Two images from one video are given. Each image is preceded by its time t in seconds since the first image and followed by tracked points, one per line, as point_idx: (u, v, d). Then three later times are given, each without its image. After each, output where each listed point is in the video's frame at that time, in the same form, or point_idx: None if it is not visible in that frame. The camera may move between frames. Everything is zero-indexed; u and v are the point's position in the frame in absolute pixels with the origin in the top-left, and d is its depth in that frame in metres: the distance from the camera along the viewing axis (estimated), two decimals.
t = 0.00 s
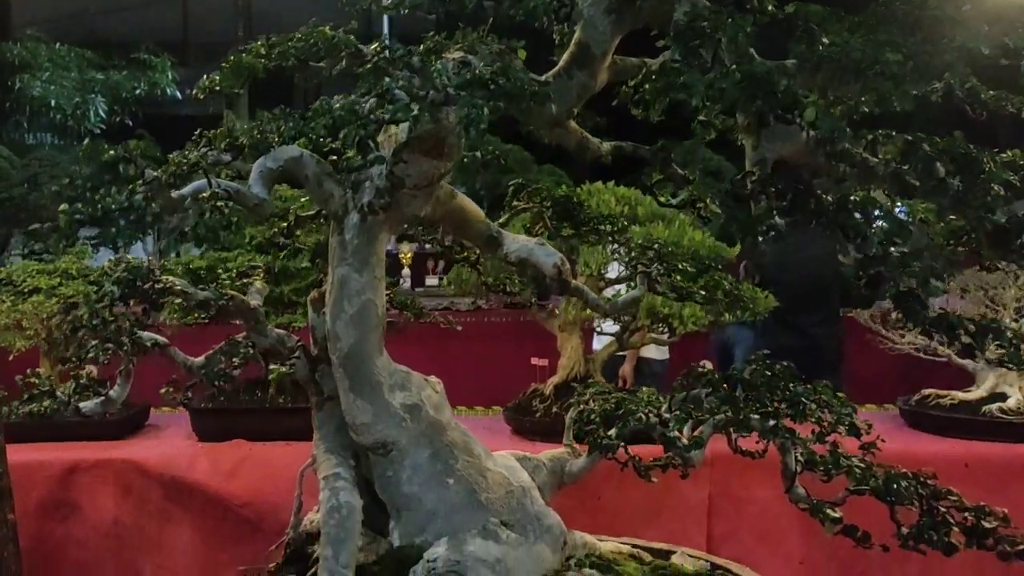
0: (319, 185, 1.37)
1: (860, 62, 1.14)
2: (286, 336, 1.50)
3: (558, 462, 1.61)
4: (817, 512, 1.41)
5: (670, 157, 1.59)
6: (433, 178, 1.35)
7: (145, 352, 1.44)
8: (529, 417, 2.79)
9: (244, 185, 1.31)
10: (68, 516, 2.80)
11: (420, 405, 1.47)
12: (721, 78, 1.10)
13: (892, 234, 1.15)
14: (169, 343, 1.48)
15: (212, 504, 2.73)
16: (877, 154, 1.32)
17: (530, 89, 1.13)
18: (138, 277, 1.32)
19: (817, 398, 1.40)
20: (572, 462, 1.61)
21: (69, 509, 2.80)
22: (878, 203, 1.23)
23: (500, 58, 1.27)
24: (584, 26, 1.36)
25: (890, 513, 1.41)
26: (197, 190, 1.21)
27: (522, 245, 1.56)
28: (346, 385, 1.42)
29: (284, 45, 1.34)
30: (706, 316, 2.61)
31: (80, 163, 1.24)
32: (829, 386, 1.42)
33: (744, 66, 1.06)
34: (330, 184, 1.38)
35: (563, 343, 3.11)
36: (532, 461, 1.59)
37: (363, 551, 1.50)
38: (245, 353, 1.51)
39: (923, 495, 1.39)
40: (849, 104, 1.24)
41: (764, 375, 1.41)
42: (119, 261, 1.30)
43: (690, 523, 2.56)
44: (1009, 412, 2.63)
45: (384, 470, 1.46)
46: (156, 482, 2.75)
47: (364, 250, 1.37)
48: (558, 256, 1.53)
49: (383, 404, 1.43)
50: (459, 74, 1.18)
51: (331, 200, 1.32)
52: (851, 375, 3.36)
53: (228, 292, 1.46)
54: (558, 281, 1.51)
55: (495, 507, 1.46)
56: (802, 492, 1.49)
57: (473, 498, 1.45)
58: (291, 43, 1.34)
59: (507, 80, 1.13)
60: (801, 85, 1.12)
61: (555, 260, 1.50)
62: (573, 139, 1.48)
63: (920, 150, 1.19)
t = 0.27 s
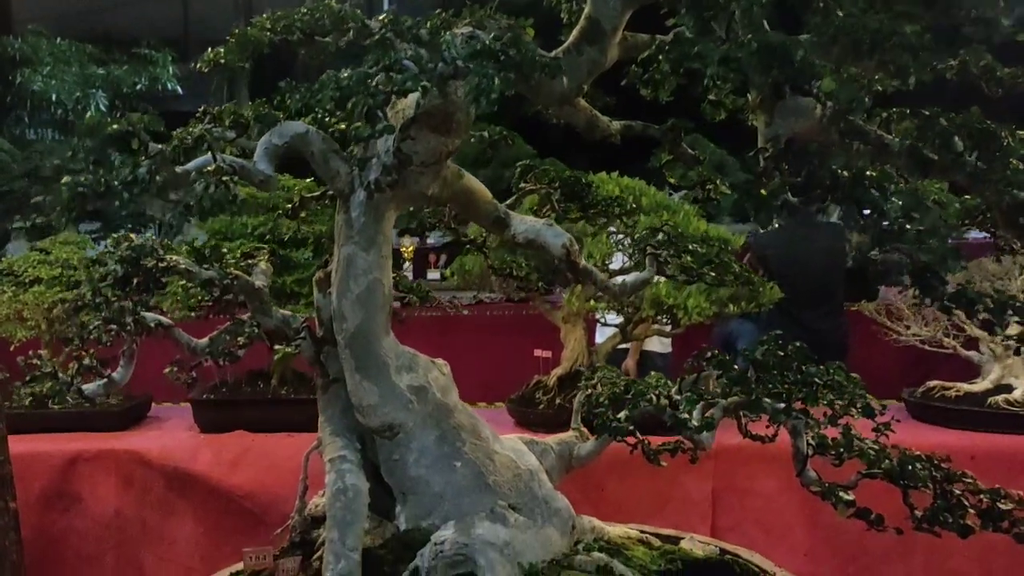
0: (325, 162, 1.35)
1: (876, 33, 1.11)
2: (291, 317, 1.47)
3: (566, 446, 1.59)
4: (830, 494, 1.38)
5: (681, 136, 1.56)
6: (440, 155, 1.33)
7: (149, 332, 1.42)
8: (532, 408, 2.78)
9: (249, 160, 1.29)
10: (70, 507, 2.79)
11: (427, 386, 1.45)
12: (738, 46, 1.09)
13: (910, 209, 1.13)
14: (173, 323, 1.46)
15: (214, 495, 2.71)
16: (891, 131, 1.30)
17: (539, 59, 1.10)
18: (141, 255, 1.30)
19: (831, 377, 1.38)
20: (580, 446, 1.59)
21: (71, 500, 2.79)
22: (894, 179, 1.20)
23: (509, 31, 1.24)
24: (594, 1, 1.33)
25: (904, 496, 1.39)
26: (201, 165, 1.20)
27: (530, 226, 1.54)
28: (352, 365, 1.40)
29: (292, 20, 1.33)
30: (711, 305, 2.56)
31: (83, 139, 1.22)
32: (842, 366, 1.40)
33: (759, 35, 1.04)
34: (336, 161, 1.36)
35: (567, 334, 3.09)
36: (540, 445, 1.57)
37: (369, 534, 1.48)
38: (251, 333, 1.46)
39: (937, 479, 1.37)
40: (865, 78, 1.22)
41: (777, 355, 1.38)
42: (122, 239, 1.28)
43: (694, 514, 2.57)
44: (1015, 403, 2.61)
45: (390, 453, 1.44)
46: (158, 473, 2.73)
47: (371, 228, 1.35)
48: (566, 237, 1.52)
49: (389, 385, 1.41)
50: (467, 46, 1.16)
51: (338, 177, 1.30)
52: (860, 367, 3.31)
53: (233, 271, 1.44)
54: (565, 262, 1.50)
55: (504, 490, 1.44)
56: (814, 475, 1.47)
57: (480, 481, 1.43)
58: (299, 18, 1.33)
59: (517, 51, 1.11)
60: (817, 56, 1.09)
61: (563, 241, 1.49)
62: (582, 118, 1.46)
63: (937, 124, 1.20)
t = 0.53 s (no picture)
0: (334, 141, 1.33)
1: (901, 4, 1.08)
2: (299, 299, 1.45)
3: (577, 431, 1.57)
4: (847, 479, 1.36)
5: (694, 116, 1.53)
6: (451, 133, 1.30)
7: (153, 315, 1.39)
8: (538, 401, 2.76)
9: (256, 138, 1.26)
10: (71, 500, 2.76)
11: (436, 370, 1.43)
12: (759, 17, 1.08)
13: (935, 184, 1.10)
14: (179, 305, 1.43)
15: (217, 487, 2.70)
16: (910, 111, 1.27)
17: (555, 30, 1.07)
18: (147, 236, 1.27)
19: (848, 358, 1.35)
20: (592, 432, 1.57)
21: (72, 492, 2.76)
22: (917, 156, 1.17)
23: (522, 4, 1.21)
24: None
25: (921, 481, 1.37)
26: (208, 142, 1.18)
27: (541, 208, 1.52)
28: (362, 348, 1.38)
29: None
30: (717, 296, 2.51)
31: (89, 116, 1.20)
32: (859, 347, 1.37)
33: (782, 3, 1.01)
34: (345, 139, 1.33)
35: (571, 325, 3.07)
36: (551, 430, 1.54)
37: (378, 520, 1.45)
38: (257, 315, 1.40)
39: (956, 463, 1.35)
40: (886, 52, 1.19)
41: (794, 337, 1.33)
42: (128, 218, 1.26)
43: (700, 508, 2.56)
44: None
45: (400, 437, 1.42)
46: (161, 465, 2.71)
47: (381, 208, 1.33)
48: (577, 219, 1.48)
49: (399, 367, 1.39)
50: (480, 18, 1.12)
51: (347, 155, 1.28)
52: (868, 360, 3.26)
53: (240, 253, 1.41)
54: (577, 244, 1.46)
55: (515, 474, 1.42)
56: (829, 461, 1.45)
57: (491, 465, 1.41)
58: None
59: (532, 21, 1.07)
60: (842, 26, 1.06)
61: (574, 222, 1.46)
62: (595, 97, 1.43)
63: (960, 99, 1.13)
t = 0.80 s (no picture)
0: (345, 117, 1.30)
1: None
2: (309, 280, 1.43)
3: (590, 415, 1.55)
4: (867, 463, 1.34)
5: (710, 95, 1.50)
6: (465, 109, 1.27)
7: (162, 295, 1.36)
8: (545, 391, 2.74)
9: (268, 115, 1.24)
10: (75, 490, 2.74)
11: (449, 352, 1.41)
12: None
13: (964, 159, 1.06)
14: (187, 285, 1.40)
15: (221, 478, 2.69)
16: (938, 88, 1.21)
17: None
18: (155, 214, 1.26)
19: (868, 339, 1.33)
20: (606, 416, 1.54)
21: (76, 482, 2.74)
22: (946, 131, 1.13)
23: None
24: None
25: (942, 465, 1.34)
26: (219, 118, 1.16)
27: (554, 189, 1.49)
28: (373, 329, 1.35)
29: None
30: (725, 286, 2.46)
31: (95, 91, 1.17)
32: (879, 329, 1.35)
33: None
34: (356, 116, 1.31)
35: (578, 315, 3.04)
36: (565, 414, 1.52)
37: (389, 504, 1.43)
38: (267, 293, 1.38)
39: (977, 448, 1.33)
40: (913, 24, 1.15)
41: (815, 318, 1.30)
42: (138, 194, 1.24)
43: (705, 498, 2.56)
44: None
45: (411, 420, 1.40)
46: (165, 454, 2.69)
47: (393, 186, 1.31)
48: (592, 199, 1.45)
49: (410, 349, 1.37)
50: None
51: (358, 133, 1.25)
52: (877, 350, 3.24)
53: (249, 232, 1.39)
54: (592, 224, 1.42)
55: (528, 459, 1.39)
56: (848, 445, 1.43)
57: (504, 449, 1.39)
58: None
59: None
60: None
61: (590, 203, 1.42)
62: (610, 74, 1.40)
63: (988, 72, 1.05)
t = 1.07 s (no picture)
0: (359, 90, 1.27)
1: None
2: (321, 258, 1.41)
3: (605, 397, 1.52)
4: (891, 444, 1.30)
5: (730, 70, 1.46)
6: (482, 82, 1.25)
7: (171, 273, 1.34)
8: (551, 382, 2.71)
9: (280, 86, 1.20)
10: (79, 480, 2.71)
11: (464, 331, 1.38)
12: None
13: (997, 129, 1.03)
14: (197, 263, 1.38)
15: (225, 468, 2.67)
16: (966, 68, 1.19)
17: None
18: (165, 188, 1.22)
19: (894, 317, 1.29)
20: (621, 398, 1.52)
21: (81, 472, 2.71)
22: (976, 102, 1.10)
23: None
24: None
25: (966, 447, 1.32)
26: (231, 88, 1.12)
27: (569, 166, 1.46)
28: (388, 307, 1.33)
29: None
30: (734, 276, 2.42)
31: (103, 62, 1.15)
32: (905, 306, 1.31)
33: None
34: (370, 89, 1.28)
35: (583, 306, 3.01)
36: (580, 395, 1.50)
37: (403, 486, 1.40)
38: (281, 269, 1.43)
39: (1003, 429, 1.30)
40: None
41: (838, 296, 1.27)
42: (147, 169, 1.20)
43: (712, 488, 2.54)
44: None
45: (426, 401, 1.38)
46: (170, 444, 2.70)
47: (409, 160, 1.28)
48: (608, 175, 1.41)
49: (425, 327, 1.34)
50: None
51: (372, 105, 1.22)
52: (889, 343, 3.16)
53: (260, 208, 1.36)
54: (609, 201, 1.39)
55: (544, 440, 1.37)
56: (869, 427, 1.40)
57: (520, 430, 1.36)
58: None
59: None
60: None
61: (607, 178, 1.39)
62: (628, 47, 1.37)
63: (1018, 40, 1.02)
